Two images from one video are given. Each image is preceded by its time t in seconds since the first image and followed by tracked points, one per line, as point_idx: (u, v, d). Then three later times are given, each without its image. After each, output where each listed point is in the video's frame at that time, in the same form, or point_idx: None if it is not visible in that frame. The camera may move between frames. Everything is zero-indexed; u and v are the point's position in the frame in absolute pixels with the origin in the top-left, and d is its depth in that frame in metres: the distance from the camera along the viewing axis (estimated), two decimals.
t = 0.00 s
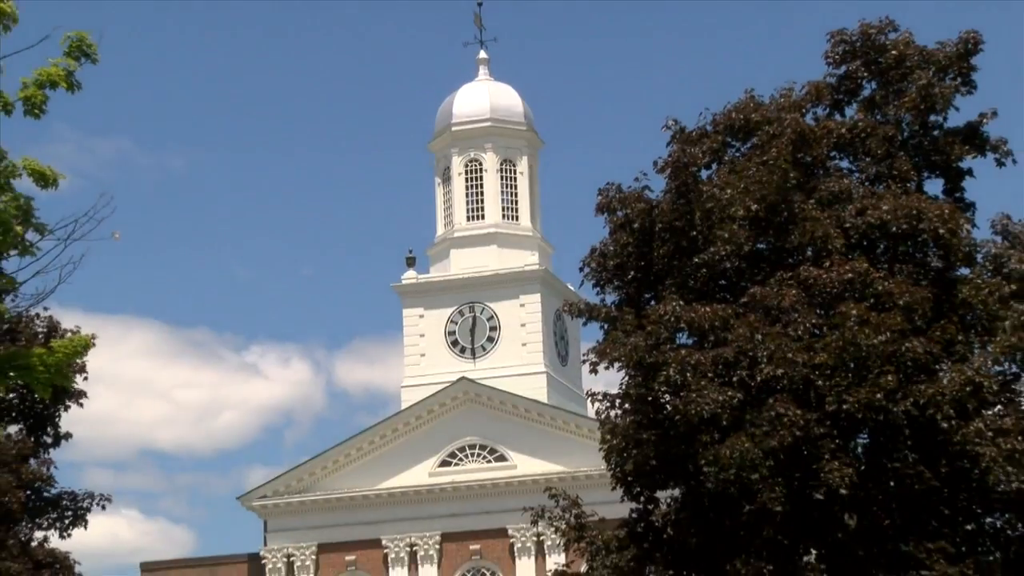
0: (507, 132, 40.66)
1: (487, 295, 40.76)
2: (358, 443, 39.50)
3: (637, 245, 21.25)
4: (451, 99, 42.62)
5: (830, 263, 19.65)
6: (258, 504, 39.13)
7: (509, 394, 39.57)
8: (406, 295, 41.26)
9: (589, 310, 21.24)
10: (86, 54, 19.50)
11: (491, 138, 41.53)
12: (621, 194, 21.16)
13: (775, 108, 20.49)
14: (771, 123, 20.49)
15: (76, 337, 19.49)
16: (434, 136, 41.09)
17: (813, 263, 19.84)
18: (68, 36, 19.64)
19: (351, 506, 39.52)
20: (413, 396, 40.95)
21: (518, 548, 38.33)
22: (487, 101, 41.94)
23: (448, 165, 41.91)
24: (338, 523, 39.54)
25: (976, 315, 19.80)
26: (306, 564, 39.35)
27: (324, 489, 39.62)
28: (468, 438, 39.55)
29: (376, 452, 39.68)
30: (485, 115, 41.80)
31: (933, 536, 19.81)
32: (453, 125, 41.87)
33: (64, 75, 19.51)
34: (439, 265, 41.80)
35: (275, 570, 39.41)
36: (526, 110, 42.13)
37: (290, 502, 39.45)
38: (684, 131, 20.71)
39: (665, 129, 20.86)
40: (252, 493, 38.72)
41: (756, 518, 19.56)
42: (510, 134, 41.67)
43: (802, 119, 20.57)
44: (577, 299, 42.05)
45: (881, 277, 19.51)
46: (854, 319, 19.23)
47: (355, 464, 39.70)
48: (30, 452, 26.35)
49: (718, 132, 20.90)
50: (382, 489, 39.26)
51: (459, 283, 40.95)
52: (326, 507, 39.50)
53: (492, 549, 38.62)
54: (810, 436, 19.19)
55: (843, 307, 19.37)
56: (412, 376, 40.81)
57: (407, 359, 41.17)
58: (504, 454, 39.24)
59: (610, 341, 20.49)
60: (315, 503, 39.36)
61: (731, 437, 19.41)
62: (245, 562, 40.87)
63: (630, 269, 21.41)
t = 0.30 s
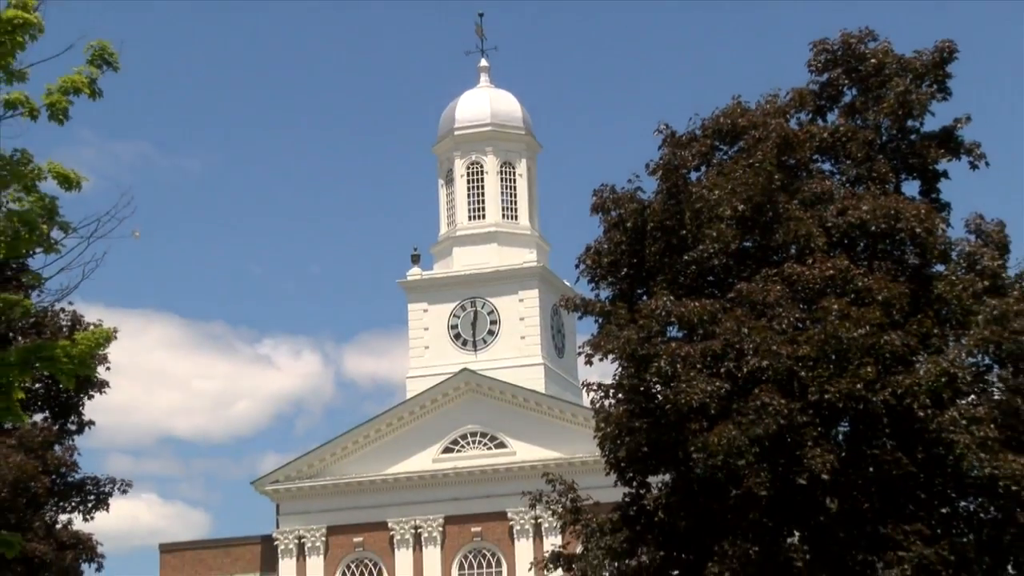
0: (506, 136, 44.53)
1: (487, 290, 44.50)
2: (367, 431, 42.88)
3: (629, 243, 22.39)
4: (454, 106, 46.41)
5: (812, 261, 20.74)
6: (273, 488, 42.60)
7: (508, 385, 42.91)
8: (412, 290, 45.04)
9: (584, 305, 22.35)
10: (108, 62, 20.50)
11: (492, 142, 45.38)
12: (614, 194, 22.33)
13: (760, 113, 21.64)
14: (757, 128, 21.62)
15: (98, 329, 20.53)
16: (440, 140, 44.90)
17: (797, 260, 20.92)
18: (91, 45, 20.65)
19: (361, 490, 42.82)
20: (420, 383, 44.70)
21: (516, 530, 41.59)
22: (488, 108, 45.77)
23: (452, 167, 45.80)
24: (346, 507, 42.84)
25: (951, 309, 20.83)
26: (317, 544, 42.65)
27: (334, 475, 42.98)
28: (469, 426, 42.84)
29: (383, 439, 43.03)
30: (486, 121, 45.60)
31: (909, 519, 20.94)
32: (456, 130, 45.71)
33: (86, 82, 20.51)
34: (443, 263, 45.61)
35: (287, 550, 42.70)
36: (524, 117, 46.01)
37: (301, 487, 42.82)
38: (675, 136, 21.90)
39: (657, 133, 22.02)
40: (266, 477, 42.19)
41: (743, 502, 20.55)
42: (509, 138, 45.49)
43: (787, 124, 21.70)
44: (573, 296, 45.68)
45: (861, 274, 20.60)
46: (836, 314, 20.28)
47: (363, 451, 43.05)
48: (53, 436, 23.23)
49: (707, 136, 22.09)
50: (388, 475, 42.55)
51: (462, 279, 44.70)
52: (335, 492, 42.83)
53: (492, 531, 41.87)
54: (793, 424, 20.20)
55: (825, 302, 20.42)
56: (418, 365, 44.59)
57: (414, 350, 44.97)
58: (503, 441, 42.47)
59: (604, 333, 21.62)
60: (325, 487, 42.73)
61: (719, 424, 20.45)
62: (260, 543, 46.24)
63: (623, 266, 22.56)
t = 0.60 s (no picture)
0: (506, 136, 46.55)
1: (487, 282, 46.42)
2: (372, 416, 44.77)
3: (622, 238, 23.60)
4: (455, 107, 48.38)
5: (795, 255, 21.88)
6: (282, 470, 44.41)
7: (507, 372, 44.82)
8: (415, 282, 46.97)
9: (579, 297, 23.47)
10: (127, 67, 21.77)
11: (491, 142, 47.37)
12: (608, 192, 23.58)
13: (746, 115, 22.84)
14: (744, 129, 22.81)
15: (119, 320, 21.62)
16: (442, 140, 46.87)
17: (781, 254, 22.05)
18: (113, 52, 21.93)
19: (366, 472, 44.65)
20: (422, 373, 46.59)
21: (515, 510, 43.31)
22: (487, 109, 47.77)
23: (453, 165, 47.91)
24: (352, 489, 44.65)
25: (927, 301, 21.96)
26: (325, 524, 44.39)
27: (341, 458, 44.84)
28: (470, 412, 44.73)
29: (388, 424, 44.94)
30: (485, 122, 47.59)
31: (888, 499, 21.94)
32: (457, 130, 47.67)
33: (107, 86, 21.77)
34: (445, 257, 47.53)
35: (296, 530, 44.41)
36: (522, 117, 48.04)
37: (310, 468, 44.65)
38: (665, 137, 23.11)
39: (649, 134, 23.23)
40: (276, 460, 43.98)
41: (730, 483, 21.69)
42: (507, 138, 47.43)
43: (771, 126, 22.88)
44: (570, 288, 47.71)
45: (841, 267, 21.72)
46: (818, 305, 21.37)
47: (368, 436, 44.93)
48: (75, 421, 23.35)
49: (696, 137, 23.30)
50: (393, 457, 44.36)
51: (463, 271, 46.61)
52: (342, 473, 44.65)
53: (492, 512, 43.58)
54: (778, 409, 21.22)
55: (808, 294, 21.51)
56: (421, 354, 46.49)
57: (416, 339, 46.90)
58: (502, 425, 44.38)
59: (598, 323, 22.80)
60: (332, 469, 44.59)
61: (708, 409, 21.51)
62: (271, 523, 49.15)
63: (616, 260, 23.78)
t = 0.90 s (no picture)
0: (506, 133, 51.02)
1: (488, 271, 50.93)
2: (379, 399, 48.63)
3: (617, 229, 24.83)
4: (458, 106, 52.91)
5: (780, 245, 23.02)
6: (296, 448, 48.12)
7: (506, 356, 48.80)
8: (422, 271, 51.57)
9: (577, 285, 24.64)
10: (146, 67, 23.06)
11: (492, 137, 51.80)
12: (603, 185, 24.86)
13: (734, 112, 24.09)
14: (732, 126, 24.00)
15: (138, 305, 22.80)
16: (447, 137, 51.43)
17: (767, 244, 23.19)
18: (132, 53, 23.24)
19: (374, 451, 48.42)
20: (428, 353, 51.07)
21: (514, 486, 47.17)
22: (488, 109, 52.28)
23: (457, 161, 52.43)
24: (361, 467, 48.43)
25: (906, 289, 23.07)
26: (335, 500, 48.18)
27: (350, 438, 48.64)
28: (471, 394, 48.64)
29: (394, 406, 48.82)
30: (486, 120, 52.01)
31: (868, 476, 23.07)
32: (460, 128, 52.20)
33: (127, 84, 23.06)
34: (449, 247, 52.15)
35: (307, 505, 48.19)
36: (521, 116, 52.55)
37: (321, 447, 48.47)
38: (658, 133, 24.32)
39: (642, 130, 24.46)
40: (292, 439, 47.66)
41: (719, 462, 22.71)
42: (507, 136, 51.91)
43: (759, 122, 24.03)
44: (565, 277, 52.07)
45: (824, 257, 22.85)
46: (802, 293, 22.46)
47: (375, 417, 48.76)
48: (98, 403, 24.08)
49: (687, 133, 24.52)
50: (398, 437, 48.20)
51: (465, 261, 51.21)
52: (351, 452, 48.44)
53: (492, 488, 47.49)
54: (764, 391, 22.31)
55: (793, 282, 22.62)
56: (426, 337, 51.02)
57: (423, 324, 51.48)
58: (502, 407, 48.24)
59: (594, 310, 24.03)
60: (342, 448, 48.32)
61: (698, 391, 22.58)
62: (284, 498, 52.92)
63: (611, 250, 25.01)
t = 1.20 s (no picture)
0: (506, 129, 53.42)
1: (490, 261, 53.52)
2: (386, 381, 51.22)
3: (612, 221, 26.06)
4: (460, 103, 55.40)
5: (767, 235, 24.16)
6: (307, 429, 50.68)
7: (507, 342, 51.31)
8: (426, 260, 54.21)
9: (573, 274, 25.84)
10: (164, 66, 24.16)
11: (494, 133, 54.27)
12: (599, 179, 26.09)
13: (723, 109, 25.30)
14: (721, 122, 25.22)
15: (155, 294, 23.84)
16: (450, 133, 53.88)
17: (755, 235, 24.34)
18: (151, 52, 24.31)
19: (381, 432, 50.96)
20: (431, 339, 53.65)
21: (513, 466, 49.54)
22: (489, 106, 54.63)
23: (459, 155, 54.94)
24: (369, 447, 50.94)
25: (887, 278, 24.26)
26: (344, 478, 50.64)
27: (358, 419, 51.17)
28: (473, 378, 51.22)
29: (400, 389, 51.34)
30: (487, 117, 54.44)
31: (851, 456, 24.20)
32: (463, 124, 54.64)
33: (146, 82, 24.10)
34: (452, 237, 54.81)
35: (317, 483, 50.70)
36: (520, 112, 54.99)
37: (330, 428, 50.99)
38: (651, 129, 25.53)
39: (636, 126, 25.66)
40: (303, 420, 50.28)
41: (709, 442, 23.79)
42: (508, 131, 54.37)
43: (747, 119, 25.20)
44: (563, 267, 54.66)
45: (809, 248, 23.99)
46: (788, 282, 23.57)
47: (383, 399, 51.31)
48: (118, 385, 24.95)
49: (678, 130, 25.73)
50: (403, 418, 50.64)
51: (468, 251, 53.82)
52: (359, 433, 50.97)
53: (493, 467, 49.87)
54: (751, 375, 23.41)
55: (779, 272, 23.73)
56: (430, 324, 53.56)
57: (427, 310, 54.08)
58: (502, 390, 50.76)
59: (590, 298, 25.26)
60: (351, 428, 50.90)
61: (688, 375, 23.70)
62: (295, 477, 55.15)
63: (606, 241, 26.24)
